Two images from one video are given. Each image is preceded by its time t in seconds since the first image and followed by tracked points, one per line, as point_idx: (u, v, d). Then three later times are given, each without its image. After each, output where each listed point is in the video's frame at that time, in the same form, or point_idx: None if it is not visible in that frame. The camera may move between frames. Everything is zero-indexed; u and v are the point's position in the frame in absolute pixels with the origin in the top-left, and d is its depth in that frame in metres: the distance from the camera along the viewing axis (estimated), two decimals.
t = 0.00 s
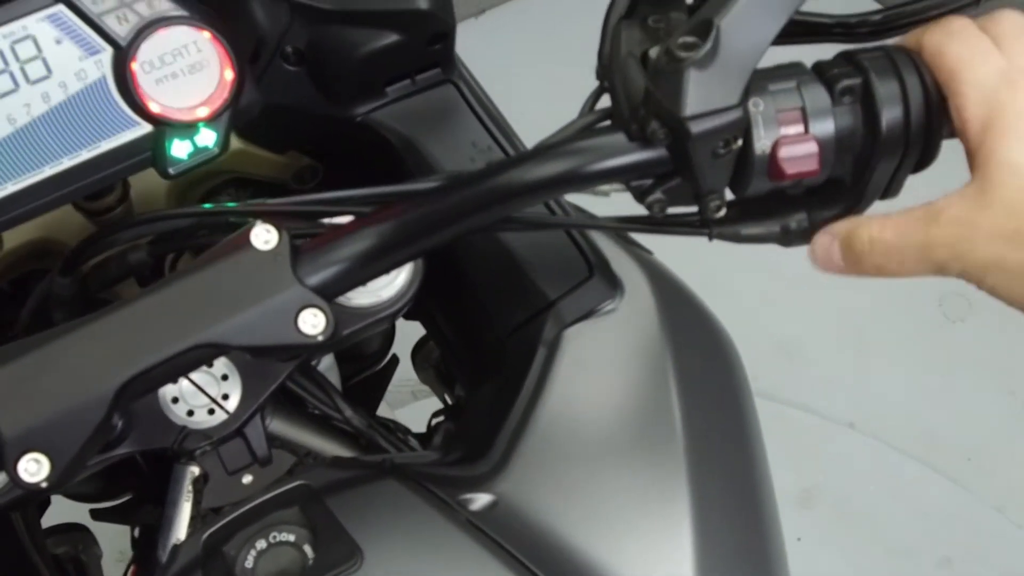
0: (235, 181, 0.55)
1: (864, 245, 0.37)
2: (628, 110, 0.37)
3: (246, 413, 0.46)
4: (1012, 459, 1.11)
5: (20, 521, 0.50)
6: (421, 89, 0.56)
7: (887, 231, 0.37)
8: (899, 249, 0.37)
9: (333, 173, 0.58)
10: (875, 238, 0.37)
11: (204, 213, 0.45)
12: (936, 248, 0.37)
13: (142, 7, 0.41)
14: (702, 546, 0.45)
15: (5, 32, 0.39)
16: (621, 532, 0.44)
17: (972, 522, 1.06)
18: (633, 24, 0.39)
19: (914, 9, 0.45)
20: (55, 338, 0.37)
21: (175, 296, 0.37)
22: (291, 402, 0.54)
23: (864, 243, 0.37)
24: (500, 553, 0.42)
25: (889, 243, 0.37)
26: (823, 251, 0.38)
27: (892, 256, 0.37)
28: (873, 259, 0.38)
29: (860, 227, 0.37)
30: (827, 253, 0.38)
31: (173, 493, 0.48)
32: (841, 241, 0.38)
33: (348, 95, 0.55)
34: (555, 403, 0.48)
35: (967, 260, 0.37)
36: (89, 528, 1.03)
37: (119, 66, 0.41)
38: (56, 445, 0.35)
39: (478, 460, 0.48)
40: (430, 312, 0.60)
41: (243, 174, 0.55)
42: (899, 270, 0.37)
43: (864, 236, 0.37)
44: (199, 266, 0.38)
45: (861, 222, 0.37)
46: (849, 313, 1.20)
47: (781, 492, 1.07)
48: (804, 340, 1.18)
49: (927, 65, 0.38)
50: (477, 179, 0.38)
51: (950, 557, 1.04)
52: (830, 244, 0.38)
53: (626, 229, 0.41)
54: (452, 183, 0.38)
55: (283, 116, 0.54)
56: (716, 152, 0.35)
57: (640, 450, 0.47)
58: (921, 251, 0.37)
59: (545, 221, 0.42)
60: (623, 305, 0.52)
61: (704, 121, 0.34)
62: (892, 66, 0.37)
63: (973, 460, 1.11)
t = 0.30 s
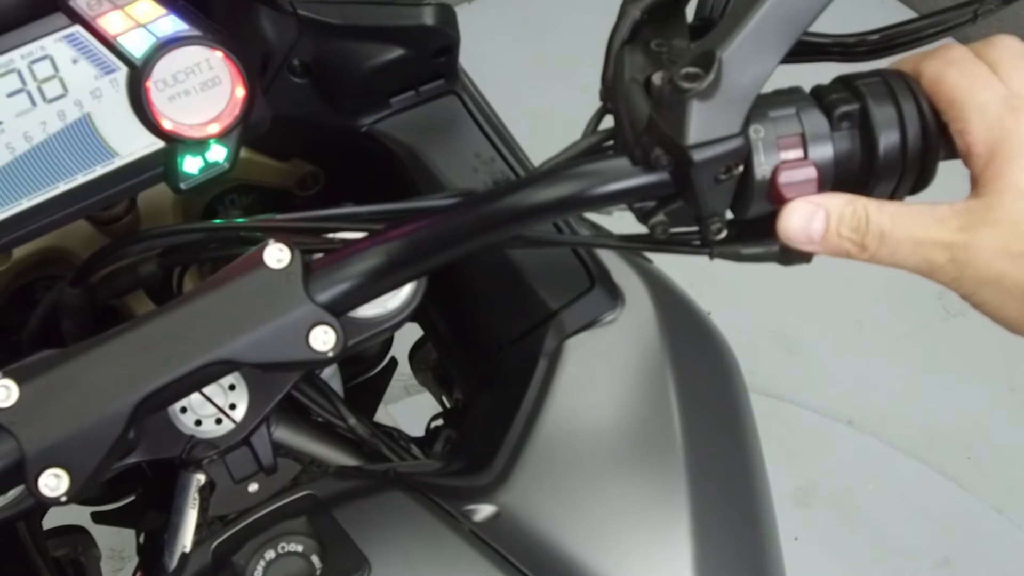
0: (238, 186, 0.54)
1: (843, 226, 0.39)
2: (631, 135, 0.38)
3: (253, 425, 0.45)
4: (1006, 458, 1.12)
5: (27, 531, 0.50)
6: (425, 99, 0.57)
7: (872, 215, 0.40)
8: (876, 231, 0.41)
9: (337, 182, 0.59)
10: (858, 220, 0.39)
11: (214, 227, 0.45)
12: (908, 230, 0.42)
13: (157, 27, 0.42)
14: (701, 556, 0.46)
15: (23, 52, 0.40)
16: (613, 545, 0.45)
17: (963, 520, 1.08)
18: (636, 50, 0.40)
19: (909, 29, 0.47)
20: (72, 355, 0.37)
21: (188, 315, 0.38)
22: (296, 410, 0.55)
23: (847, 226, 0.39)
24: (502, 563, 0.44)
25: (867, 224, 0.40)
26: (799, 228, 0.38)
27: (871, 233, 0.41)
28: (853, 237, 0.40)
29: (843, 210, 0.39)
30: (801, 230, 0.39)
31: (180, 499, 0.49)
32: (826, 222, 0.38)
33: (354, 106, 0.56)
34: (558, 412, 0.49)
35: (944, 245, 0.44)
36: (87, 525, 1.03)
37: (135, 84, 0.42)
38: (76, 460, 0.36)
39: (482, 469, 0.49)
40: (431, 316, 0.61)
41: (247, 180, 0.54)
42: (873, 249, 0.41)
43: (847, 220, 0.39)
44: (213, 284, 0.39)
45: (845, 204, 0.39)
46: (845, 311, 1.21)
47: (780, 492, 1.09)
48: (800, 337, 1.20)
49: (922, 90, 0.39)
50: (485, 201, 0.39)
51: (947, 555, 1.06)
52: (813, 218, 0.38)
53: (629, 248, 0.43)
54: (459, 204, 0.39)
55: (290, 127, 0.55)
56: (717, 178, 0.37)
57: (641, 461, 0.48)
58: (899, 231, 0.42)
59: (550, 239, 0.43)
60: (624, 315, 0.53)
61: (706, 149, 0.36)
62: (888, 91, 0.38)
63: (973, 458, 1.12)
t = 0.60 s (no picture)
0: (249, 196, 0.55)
1: (838, 252, 0.41)
2: (640, 153, 0.39)
3: (263, 433, 0.45)
4: (1007, 470, 1.13)
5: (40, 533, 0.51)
6: (435, 112, 0.59)
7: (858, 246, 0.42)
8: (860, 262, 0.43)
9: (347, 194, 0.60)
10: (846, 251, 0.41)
11: (227, 236, 0.45)
12: (886, 267, 0.45)
13: (173, 40, 0.42)
14: (704, 567, 0.46)
15: (41, 65, 0.40)
16: (614, 554, 0.46)
17: (963, 531, 1.08)
18: (646, 69, 0.41)
19: (918, 49, 0.47)
20: (90, 364, 0.38)
21: (203, 326, 0.39)
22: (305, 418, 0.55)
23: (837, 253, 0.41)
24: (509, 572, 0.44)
25: (860, 259, 0.43)
26: (798, 242, 0.39)
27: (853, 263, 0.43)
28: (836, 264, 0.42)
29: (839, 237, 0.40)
30: (800, 245, 0.40)
31: (192, 505, 0.50)
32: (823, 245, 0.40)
33: (365, 118, 0.57)
34: (564, 422, 0.50)
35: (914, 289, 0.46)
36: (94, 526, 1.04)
37: (151, 97, 0.42)
38: (93, 467, 0.37)
39: (488, 479, 0.50)
40: (438, 324, 0.62)
41: (258, 191, 0.55)
42: (860, 282, 0.45)
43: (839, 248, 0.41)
44: (227, 295, 0.40)
45: (845, 231, 0.40)
46: (848, 322, 1.21)
47: (781, 501, 1.09)
48: (803, 348, 1.20)
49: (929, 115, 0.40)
50: (496, 216, 0.39)
51: (947, 566, 1.06)
52: (811, 239, 0.39)
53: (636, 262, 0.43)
54: (470, 218, 0.40)
55: (303, 139, 0.56)
56: (725, 198, 0.38)
57: (647, 472, 0.48)
58: (880, 266, 0.44)
59: (559, 253, 0.43)
60: (630, 327, 0.54)
61: (714, 168, 0.37)
62: (893, 112, 0.39)
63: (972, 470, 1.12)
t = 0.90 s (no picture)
0: (262, 203, 0.55)
1: (842, 267, 0.40)
2: (652, 163, 0.39)
3: (274, 437, 0.45)
4: (1013, 480, 1.13)
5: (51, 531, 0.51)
6: (447, 120, 0.59)
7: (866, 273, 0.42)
8: (867, 285, 0.42)
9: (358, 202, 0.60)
10: (852, 274, 0.41)
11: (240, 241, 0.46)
12: (893, 289, 0.44)
13: (189, 48, 0.42)
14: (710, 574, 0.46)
15: (57, 70, 0.40)
16: (624, 559, 0.46)
17: (968, 542, 1.08)
18: (657, 80, 0.42)
19: (928, 62, 0.48)
20: (104, 368, 0.39)
21: (216, 332, 0.39)
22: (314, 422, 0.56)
23: (844, 273, 0.41)
24: None
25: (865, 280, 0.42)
26: (806, 254, 0.39)
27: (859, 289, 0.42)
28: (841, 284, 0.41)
29: (847, 256, 0.40)
30: (807, 259, 0.39)
31: (201, 507, 0.49)
32: (830, 260, 0.39)
33: (378, 126, 0.58)
34: (572, 429, 0.50)
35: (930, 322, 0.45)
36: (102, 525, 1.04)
37: (166, 103, 0.42)
38: (106, 470, 0.37)
39: (496, 485, 0.50)
40: (448, 333, 0.62)
41: (271, 198, 0.55)
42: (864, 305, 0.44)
43: (846, 268, 0.41)
44: (241, 301, 0.40)
45: (848, 248, 0.40)
46: (855, 332, 1.22)
47: (784, 507, 1.09)
48: (810, 356, 1.20)
49: (938, 126, 0.41)
50: (508, 224, 0.40)
51: None
52: (820, 251, 0.39)
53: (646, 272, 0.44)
54: (482, 226, 0.40)
55: (316, 146, 0.57)
56: (735, 210, 0.38)
57: (653, 479, 0.48)
58: (886, 287, 0.43)
59: (568, 261, 0.44)
60: (638, 336, 0.54)
61: (725, 180, 0.37)
62: (903, 126, 0.39)
63: (969, 477, 1.13)
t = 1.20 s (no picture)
0: (273, 204, 0.55)
1: (855, 270, 0.40)
2: (662, 169, 0.39)
3: (283, 438, 0.46)
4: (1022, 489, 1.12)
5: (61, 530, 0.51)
6: (458, 123, 0.59)
7: (878, 274, 0.41)
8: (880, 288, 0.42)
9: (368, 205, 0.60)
10: (865, 277, 0.41)
11: (249, 243, 0.46)
12: (905, 294, 0.44)
13: (201, 49, 0.43)
14: None
15: (71, 71, 0.40)
16: (631, 563, 0.46)
17: (977, 550, 1.08)
18: (669, 85, 0.42)
19: (939, 70, 0.48)
20: (114, 368, 0.39)
21: (226, 333, 0.39)
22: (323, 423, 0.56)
23: (858, 275, 0.41)
24: None
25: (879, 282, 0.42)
26: (819, 258, 0.39)
27: (874, 290, 0.42)
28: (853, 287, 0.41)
29: (860, 257, 0.40)
30: (820, 263, 0.40)
31: (210, 506, 0.49)
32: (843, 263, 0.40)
33: (388, 129, 0.58)
34: (580, 433, 0.50)
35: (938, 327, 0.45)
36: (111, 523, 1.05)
37: (178, 104, 0.42)
38: (116, 469, 0.38)
39: (504, 488, 0.50)
40: (457, 335, 0.62)
41: (282, 199, 0.55)
42: (878, 308, 0.44)
43: (860, 270, 0.40)
44: (251, 302, 0.40)
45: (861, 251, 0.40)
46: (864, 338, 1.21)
47: (791, 513, 1.08)
48: (819, 362, 1.20)
49: (950, 135, 0.41)
50: (518, 228, 0.40)
51: None
52: (833, 255, 0.39)
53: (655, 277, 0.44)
54: (492, 230, 0.40)
55: (327, 148, 0.57)
56: (745, 216, 0.38)
57: (660, 484, 0.48)
58: (899, 292, 0.43)
59: (578, 266, 0.44)
60: (647, 341, 0.54)
61: (735, 186, 0.37)
62: (915, 134, 0.39)
63: (977, 485, 1.12)
